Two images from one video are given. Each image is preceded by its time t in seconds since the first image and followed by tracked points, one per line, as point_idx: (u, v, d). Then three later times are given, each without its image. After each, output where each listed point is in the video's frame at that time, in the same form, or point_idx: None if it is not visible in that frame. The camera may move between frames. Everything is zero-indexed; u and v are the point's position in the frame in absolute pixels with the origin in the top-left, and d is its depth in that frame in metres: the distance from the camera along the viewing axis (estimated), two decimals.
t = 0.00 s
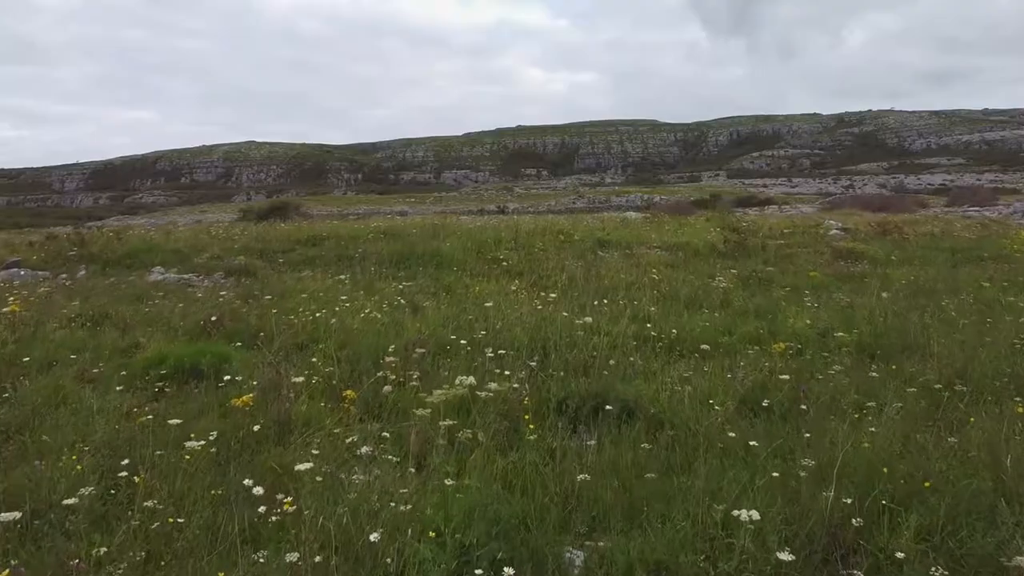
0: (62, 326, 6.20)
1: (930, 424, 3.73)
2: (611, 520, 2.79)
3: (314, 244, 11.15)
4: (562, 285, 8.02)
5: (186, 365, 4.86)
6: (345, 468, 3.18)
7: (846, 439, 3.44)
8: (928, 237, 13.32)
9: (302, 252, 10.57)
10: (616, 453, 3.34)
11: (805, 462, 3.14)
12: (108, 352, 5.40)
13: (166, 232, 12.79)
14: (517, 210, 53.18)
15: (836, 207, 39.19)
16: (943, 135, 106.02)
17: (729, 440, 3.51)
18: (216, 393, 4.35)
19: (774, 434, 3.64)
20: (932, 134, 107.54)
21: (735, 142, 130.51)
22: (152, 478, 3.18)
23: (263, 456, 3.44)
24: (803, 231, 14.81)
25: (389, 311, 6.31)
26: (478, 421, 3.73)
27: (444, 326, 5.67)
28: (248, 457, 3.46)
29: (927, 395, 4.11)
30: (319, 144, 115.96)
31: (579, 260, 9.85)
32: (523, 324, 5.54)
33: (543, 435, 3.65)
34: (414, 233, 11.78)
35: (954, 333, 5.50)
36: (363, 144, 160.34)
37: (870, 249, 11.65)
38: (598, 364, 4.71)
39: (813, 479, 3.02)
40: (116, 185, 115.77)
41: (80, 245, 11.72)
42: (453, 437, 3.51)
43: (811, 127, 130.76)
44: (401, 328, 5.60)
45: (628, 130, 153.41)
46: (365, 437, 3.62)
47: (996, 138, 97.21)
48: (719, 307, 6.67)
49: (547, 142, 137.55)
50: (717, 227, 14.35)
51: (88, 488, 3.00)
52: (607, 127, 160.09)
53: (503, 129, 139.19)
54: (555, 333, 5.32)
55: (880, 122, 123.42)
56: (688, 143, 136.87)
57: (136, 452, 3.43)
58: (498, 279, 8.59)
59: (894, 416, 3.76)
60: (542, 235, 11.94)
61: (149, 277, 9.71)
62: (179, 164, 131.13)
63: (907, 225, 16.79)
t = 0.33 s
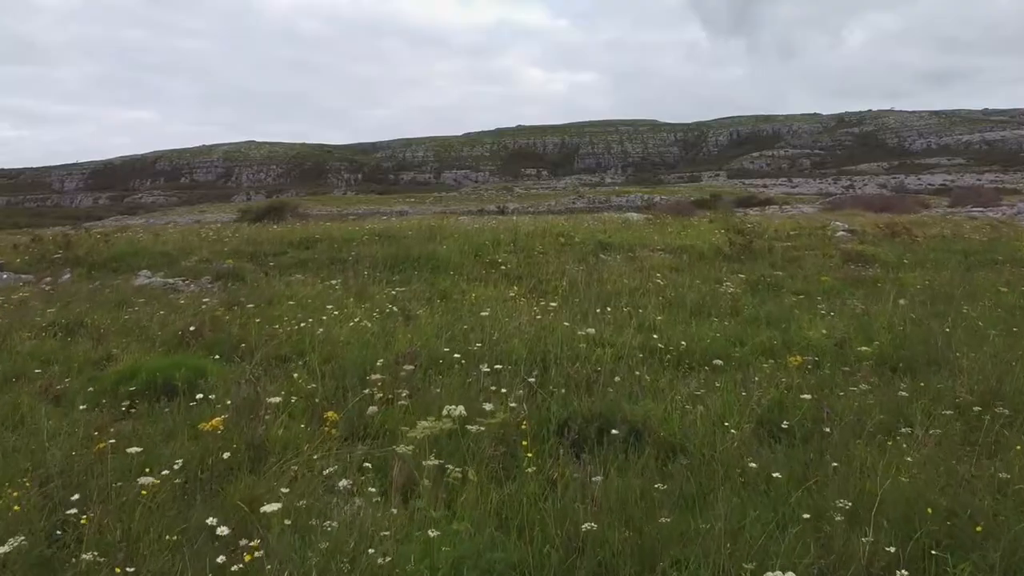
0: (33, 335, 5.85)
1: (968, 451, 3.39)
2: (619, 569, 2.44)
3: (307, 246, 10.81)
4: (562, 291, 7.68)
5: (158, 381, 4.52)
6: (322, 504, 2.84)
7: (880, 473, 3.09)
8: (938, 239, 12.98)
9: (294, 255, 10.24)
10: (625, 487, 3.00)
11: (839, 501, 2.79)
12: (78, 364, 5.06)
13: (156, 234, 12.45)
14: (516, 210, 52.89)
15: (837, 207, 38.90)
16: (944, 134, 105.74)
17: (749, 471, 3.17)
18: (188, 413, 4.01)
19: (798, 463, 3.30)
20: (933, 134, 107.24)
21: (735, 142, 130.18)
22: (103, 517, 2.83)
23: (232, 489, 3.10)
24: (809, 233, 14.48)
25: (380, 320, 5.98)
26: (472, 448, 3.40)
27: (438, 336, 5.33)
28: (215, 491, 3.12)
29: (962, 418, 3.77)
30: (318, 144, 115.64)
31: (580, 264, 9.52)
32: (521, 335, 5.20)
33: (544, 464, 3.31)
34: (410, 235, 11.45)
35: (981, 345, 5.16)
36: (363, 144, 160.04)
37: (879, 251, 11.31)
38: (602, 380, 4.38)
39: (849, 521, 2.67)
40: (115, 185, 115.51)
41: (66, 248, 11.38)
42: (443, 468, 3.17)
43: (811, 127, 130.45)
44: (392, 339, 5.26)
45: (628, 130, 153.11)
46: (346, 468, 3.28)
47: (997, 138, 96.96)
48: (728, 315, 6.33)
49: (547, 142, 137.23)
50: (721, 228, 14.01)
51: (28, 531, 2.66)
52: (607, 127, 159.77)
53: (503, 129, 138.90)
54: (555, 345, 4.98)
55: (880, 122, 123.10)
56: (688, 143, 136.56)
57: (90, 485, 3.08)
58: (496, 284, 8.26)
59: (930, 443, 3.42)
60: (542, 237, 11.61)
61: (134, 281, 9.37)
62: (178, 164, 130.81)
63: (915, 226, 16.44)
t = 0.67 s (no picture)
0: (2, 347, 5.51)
1: (1017, 487, 3.06)
2: None
3: (299, 249, 10.49)
4: (564, 299, 7.33)
5: (128, 401, 4.18)
6: (295, 555, 2.50)
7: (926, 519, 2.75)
8: (949, 242, 12.67)
9: (286, 259, 9.91)
10: (638, 533, 2.66)
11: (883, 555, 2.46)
12: (45, 381, 4.71)
13: (145, 237, 12.12)
14: (517, 210, 52.59)
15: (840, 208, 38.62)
16: (945, 134, 105.47)
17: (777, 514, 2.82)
18: (156, 440, 3.67)
19: (830, 502, 2.96)
20: (934, 134, 106.98)
21: (735, 142, 129.93)
22: (44, 569, 2.49)
23: (196, 533, 2.76)
24: (816, 235, 14.16)
25: (371, 330, 5.64)
26: (466, 483, 3.05)
27: (433, 350, 4.99)
28: (177, 535, 2.78)
29: (1007, 449, 3.43)
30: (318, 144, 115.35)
31: (580, 269, 9.19)
32: (520, 349, 4.87)
33: (546, 502, 2.97)
34: (406, 237, 11.12)
35: (1013, 361, 4.83)
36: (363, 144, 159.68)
37: (890, 254, 10.99)
38: (608, 401, 4.04)
39: None
40: (115, 185, 115.38)
41: (52, 251, 11.04)
42: (434, 510, 2.83)
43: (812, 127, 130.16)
44: (383, 353, 4.91)
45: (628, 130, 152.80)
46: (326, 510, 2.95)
47: (998, 138, 96.70)
48: (740, 325, 5.98)
49: (547, 142, 136.95)
50: (726, 230, 13.66)
51: None
52: (607, 127, 159.52)
53: (503, 129, 138.64)
54: (557, 360, 4.64)
55: (881, 122, 122.78)
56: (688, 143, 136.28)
57: (35, 529, 2.74)
58: (495, 291, 7.92)
59: (976, 480, 3.08)
60: (543, 239, 11.28)
61: (119, 286, 9.04)
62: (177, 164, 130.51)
63: (923, 227, 16.10)
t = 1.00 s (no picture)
0: None
1: None
2: None
3: (292, 254, 10.16)
4: (566, 309, 6.99)
5: (91, 429, 3.82)
6: None
7: None
8: (961, 245, 12.33)
9: (277, 264, 9.57)
10: None
11: None
12: (7, 402, 4.36)
13: (134, 241, 11.77)
14: (517, 210, 52.29)
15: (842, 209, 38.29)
16: (946, 134, 105.15)
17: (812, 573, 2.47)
18: (115, 475, 3.31)
19: (872, 555, 2.61)
20: (935, 134, 106.66)
21: (736, 142, 129.63)
22: None
23: None
24: (823, 238, 13.82)
25: (362, 345, 5.30)
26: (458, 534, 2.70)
27: (426, 369, 4.65)
28: None
29: None
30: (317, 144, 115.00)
31: (582, 275, 8.84)
32: (520, 369, 4.53)
33: (549, 554, 2.62)
34: (402, 242, 10.78)
35: None
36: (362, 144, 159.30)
37: (901, 259, 10.65)
38: (616, 429, 3.69)
39: None
40: (114, 185, 115.11)
41: (37, 256, 10.68)
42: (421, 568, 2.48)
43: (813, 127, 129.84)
44: (372, 373, 4.56)
45: (628, 130, 152.48)
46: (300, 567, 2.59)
47: (999, 138, 96.37)
48: (753, 339, 5.63)
49: (547, 142, 136.65)
50: (731, 234, 13.32)
51: None
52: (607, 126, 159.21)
53: (502, 129, 138.34)
54: (560, 382, 4.29)
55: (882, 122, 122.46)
56: (689, 143, 135.96)
57: None
58: (493, 300, 7.57)
59: None
60: (544, 244, 10.95)
61: (103, 294, 8.68)
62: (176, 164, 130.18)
63: (932, 230, 15.76)
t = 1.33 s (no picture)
0: None
1: None
2: None
3: (284, 261, 9.83)
4: (569, 324, 6.65)
5: (49, 467, 3.46)
6: None
7: None
8: (973, 251, 12.00)
9: (269, 272, 9.24)
10: None
11: None
12: None
13: (123, 247, 11.43)
14: (517, 210, 52.00)
15: (845, 211, 37.99)
16: (947, 134, 104.88)
17: None
18: (67, 523, 2.95)
19: None
20: (936, 134, 106.37)
21: (736, 142, 129.37)
22: None
23: None
24: (830, 243, 13.50)
25: (351, 366, 4.97)
26: None
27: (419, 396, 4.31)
28: None
29: None
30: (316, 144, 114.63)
31: (585, 286, 8.50)
32: (520, 396, 4.20)
33: None
34: (399, 248, 10.45)
35: None
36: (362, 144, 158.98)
37: (913, 266, 10.33)
38: (627, 470, 3.35)
39: None
40: (113, 185, 114.77)
41: (21, 262, 10.36)
42: None
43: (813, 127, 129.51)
44: (360, 402, 4.22)
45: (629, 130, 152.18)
46: None
47: (1000, 138, 96.04)
48: (768, 360, 5.29)
49: (547, 142, 136.36)
50: (736, 239, 12.98)
51: None
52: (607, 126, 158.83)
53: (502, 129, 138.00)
54: (563, 414, 3.94)
55: (883, 122, 122.15)
56: (689, 143, 135.65)
57: None
58: (492, 313, 7.24)
59: None
60: (544, 250, 10.62)
61: (87, 304, 8.35)
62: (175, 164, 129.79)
63: (940, 234, 15.44)
